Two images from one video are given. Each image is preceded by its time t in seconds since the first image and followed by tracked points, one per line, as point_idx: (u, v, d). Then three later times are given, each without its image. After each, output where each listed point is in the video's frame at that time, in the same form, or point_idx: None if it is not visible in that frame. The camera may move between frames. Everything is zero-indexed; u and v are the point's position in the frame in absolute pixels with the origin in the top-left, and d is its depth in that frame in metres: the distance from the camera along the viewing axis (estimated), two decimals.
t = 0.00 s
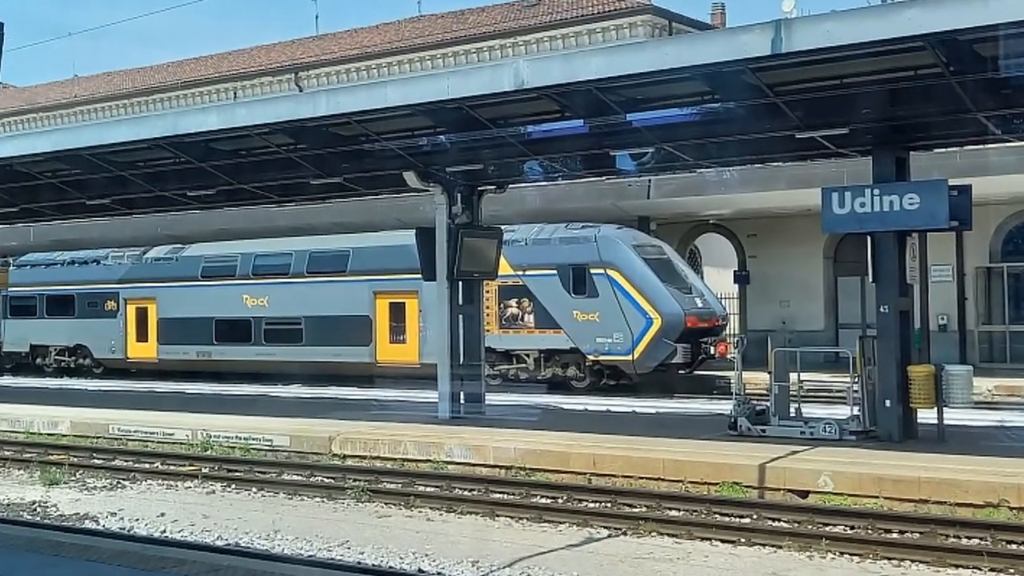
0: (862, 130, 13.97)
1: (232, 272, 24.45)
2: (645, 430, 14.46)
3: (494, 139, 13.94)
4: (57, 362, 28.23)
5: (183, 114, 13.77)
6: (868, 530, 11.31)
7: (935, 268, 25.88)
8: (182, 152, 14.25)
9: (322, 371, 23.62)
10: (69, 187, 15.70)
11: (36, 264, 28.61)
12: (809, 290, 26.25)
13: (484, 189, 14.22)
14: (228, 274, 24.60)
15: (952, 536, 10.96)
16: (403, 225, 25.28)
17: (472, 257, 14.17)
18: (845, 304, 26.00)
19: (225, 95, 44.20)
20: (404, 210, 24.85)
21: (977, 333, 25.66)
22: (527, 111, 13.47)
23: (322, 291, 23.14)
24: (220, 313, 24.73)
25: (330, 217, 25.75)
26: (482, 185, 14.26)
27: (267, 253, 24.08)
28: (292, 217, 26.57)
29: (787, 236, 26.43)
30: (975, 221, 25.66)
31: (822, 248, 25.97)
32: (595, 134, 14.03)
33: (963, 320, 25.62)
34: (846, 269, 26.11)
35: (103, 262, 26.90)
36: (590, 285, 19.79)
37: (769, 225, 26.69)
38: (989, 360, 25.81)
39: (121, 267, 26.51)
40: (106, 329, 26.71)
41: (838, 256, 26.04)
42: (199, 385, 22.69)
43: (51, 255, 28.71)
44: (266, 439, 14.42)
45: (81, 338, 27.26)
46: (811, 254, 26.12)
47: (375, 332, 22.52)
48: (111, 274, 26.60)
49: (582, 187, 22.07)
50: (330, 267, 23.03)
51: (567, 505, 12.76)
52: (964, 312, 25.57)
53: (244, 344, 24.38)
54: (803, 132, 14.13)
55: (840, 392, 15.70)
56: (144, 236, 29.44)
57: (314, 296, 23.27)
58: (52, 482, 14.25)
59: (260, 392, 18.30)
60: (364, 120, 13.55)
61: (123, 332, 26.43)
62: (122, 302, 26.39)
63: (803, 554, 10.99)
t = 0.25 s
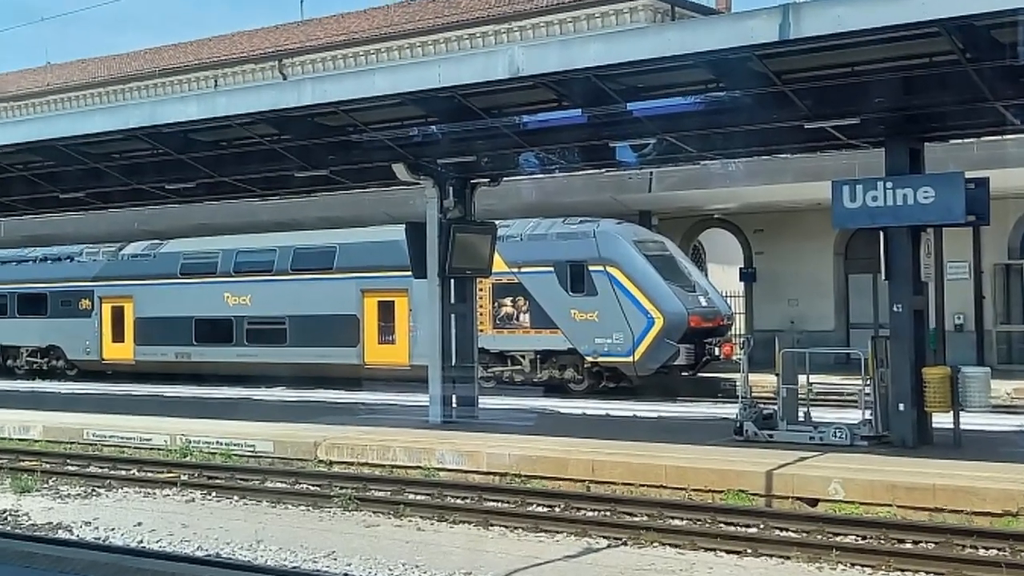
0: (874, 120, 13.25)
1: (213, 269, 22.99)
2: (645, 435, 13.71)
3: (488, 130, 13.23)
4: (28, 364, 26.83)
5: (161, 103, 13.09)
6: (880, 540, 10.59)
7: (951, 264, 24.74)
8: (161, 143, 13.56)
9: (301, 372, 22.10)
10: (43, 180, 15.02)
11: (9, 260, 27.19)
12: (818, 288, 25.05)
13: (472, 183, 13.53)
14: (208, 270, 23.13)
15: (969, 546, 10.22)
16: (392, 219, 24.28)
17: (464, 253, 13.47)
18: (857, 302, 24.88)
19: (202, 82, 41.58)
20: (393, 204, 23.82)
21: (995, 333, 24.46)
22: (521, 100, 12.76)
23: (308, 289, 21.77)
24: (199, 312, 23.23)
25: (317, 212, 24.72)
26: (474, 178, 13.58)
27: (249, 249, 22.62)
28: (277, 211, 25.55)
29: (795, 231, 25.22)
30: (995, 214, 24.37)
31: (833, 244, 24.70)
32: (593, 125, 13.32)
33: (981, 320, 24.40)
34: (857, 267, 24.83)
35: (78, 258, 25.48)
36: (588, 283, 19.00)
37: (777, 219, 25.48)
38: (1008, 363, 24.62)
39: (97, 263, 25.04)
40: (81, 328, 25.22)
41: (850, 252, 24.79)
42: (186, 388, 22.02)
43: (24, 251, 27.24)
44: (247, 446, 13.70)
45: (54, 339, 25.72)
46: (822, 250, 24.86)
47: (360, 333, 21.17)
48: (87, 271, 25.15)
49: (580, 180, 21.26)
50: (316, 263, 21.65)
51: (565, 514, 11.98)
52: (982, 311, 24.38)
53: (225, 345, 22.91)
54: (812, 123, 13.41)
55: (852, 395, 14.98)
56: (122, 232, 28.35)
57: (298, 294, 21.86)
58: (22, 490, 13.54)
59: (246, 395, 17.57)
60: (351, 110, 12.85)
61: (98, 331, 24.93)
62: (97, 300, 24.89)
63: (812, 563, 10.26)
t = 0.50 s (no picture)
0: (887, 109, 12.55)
1: (191, 266, 21.92)
2: (647, 440, 12.98)
3: (481, 119, 12.55)
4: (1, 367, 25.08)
5: (137, 91, 12.42)
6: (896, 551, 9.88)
7: (969, 261, 23.85)
8: (137, 133, 12.88)
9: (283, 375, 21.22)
10: (14, 172, 14.33)
11: None
12: (829, 285, 24.25)
13: (461, 176, 12.83)
14: (186, 267, 22.05)
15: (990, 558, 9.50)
16: (381, 213, 23.27)
17: (456, 249, 12.79)
18: (869, 300, 24.03)
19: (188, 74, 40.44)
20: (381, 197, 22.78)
21: (1015, 334, 23.51)
22: (516, 87, 12.06)
23: (292, 287, 20.81)
24: (176, 311, 22.13)
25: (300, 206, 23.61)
26: (466, 170, 12.87)
27: (229, 245, 21.62)
28: (261, 205, 24.62)
29: (804, 226, 24.45)
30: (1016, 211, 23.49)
31: (844, 239, 23.94)
32: (592, 114, 12.61)
33: (999, 318, 23.49)
34: (869, 263, 24.05)
35: (51, 254, 24.05)
36: (587, 280, 18.21)
37: (785, 213, 24.72)
38: None
39: (70, 260, 23.63)
40: (53, 329, 23.81)
41: (862, 248, 24.02)
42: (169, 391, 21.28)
43: None
44: (228, 452, 12.99)
45: (26, 341, 24.30)
46: (832, 245, 24.12)
47: (349, 333, 20.24)
48: (59, 268, 23.77)
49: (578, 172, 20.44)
50: (300, 260, 20.72)
51: (563, 525, 11.20)
52: (1001, 310, 23.47)
53: (203, 346, 21.83)
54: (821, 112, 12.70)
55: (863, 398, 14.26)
56: (95, 227, 27.12)
57: (282, 292, 20.92)
58: None
59: (230, 398, 16.89)
60: (337, 98, 12.16)
61: (70, 332, 23.58)
62: (69, 299, 23.58)
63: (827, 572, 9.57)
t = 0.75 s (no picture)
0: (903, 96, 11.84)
1: (168, 263, 21.14)
2: (648, 446, 12.25)
3: (474, 107, 11.86)
4: None
5: (109, 77, 11.74)
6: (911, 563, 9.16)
7: (987, 257, 22.66)
8: (109, 122, 12.21)
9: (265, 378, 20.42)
10: None
11: None
12: (840, 283, 23.22)
13: (451, 168, 12.13)
14: (163, 264, 21.26)
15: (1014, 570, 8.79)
16: (366, 206, 22.30)
17: (447, 245, 12.09)
18: (883, 298, 23.00)
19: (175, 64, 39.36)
20: (366, 189, 21.75)
21: None
22: (509, 73, 11.36)
23: (274, 284, 20.03)
24: (152, 310, 21.32)
25: (281, 199, 22.54)
26: (458, 161, 12.18)
27: (208, 240, 20.84)
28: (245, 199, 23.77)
29: (815, 220, 23.48)
30: None
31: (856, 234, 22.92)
32: (590, 101, 11.91)
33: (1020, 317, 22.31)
34: (883, 260, 23.04)
35: (16, 252, 23.18)
36: (586, 277, 17.40)
37: (794, 206, 23.73)
38: None
39: (36, 257, 22.81)
40: (20, 329, 22.86)
41: (874, 243, 23.00)
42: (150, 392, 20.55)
43: None
44: (206, 459, 12.30)
45: None
46: (842, 241, 23.10)
47: (335, 334, 19.52)
48: (26, 266, 22.90)
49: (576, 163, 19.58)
50: (283, 256, 19.95)
51: (560, 536, 10.41)
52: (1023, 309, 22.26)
53: (181, 347, 21.02)
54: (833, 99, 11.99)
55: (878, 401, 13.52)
56: (67, 221, 26.05)
57: (264, 290, 20.14)
58: None
59: (214, 402, 16.19)
60: (320, 85, 11.47)
61: (39, 333, 22.66)
62: (38, 298, 22.71)
63: None
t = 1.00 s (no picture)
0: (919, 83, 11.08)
1: (141, 259, 19.45)
2: (651, 453, 11.50)
3: (465, 94, 11.14)
4: None
5: (80, 63, 11.03)
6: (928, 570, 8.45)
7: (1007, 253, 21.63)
8: (81, 109, 11.47)
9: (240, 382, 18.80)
10: None
11: None
12: (852, 280, 22.07)
13: (440, 161, 11.47)
14: (136, 259, 19.52)
15: None
16: (353, 199, 21.41)
17: (437, 240, 11.40)
18: (897, 296, 21.84)
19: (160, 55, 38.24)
20: (351, 180, 20.72)
21: None
22: (502, 58, 10.62)
23: (253, 282, 18.45)
24: (123, 308, 19.57)
25: (261, 191, 21.42)
26: (449, 152, 11.55)
27: (184, 234, 19.18)
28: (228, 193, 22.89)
29: (825, 214, 22.17)
30: None
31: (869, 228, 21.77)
32: (588, 88, 11.18)
33: None
34: (898, 255, 21.89)
35: None
36: (584, 275, 16.11)
37: (803, 199, 22.39)
38: None
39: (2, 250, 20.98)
40: None
41: (889, 238, 21.84)
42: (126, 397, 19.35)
43: None
44: (181, 466, 11.57)
45: None
46: (855, 236, 21.95)
47: (314, 334, 17.95)
48: None
49: (574, 153, 18.55)
50: (262, 252, 18.40)
51: (557, 547, 9.59)
52: None
53: (155, 349, 19.29)
54: (844, 87, 11.22)
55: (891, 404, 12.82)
56: (35, 215, 24.60)
57: (242, 288, 18.53)
58: None
59: (195, 406, 15.44)
60: (302, 71, 10.73)
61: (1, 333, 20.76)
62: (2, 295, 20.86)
63: None
